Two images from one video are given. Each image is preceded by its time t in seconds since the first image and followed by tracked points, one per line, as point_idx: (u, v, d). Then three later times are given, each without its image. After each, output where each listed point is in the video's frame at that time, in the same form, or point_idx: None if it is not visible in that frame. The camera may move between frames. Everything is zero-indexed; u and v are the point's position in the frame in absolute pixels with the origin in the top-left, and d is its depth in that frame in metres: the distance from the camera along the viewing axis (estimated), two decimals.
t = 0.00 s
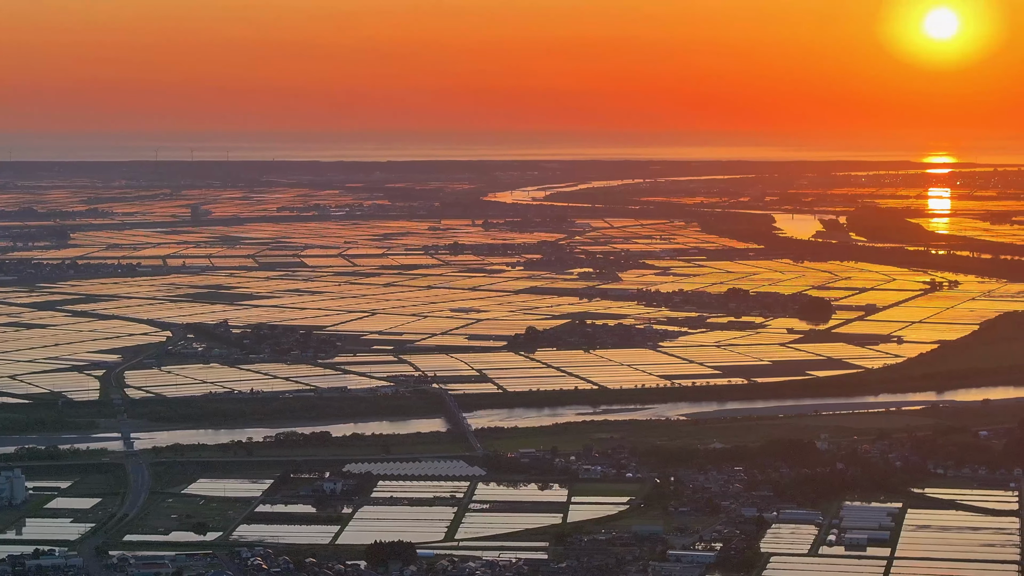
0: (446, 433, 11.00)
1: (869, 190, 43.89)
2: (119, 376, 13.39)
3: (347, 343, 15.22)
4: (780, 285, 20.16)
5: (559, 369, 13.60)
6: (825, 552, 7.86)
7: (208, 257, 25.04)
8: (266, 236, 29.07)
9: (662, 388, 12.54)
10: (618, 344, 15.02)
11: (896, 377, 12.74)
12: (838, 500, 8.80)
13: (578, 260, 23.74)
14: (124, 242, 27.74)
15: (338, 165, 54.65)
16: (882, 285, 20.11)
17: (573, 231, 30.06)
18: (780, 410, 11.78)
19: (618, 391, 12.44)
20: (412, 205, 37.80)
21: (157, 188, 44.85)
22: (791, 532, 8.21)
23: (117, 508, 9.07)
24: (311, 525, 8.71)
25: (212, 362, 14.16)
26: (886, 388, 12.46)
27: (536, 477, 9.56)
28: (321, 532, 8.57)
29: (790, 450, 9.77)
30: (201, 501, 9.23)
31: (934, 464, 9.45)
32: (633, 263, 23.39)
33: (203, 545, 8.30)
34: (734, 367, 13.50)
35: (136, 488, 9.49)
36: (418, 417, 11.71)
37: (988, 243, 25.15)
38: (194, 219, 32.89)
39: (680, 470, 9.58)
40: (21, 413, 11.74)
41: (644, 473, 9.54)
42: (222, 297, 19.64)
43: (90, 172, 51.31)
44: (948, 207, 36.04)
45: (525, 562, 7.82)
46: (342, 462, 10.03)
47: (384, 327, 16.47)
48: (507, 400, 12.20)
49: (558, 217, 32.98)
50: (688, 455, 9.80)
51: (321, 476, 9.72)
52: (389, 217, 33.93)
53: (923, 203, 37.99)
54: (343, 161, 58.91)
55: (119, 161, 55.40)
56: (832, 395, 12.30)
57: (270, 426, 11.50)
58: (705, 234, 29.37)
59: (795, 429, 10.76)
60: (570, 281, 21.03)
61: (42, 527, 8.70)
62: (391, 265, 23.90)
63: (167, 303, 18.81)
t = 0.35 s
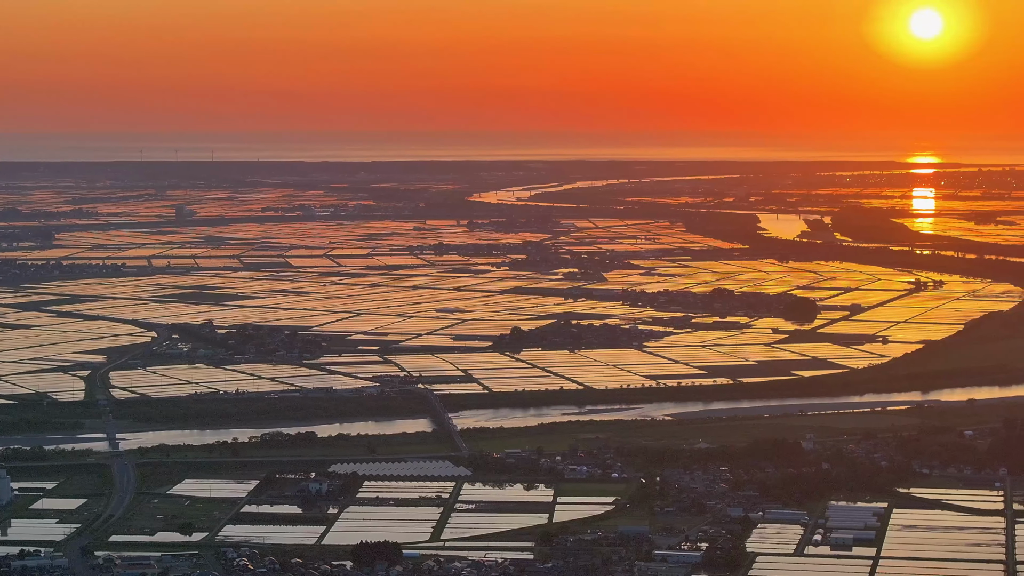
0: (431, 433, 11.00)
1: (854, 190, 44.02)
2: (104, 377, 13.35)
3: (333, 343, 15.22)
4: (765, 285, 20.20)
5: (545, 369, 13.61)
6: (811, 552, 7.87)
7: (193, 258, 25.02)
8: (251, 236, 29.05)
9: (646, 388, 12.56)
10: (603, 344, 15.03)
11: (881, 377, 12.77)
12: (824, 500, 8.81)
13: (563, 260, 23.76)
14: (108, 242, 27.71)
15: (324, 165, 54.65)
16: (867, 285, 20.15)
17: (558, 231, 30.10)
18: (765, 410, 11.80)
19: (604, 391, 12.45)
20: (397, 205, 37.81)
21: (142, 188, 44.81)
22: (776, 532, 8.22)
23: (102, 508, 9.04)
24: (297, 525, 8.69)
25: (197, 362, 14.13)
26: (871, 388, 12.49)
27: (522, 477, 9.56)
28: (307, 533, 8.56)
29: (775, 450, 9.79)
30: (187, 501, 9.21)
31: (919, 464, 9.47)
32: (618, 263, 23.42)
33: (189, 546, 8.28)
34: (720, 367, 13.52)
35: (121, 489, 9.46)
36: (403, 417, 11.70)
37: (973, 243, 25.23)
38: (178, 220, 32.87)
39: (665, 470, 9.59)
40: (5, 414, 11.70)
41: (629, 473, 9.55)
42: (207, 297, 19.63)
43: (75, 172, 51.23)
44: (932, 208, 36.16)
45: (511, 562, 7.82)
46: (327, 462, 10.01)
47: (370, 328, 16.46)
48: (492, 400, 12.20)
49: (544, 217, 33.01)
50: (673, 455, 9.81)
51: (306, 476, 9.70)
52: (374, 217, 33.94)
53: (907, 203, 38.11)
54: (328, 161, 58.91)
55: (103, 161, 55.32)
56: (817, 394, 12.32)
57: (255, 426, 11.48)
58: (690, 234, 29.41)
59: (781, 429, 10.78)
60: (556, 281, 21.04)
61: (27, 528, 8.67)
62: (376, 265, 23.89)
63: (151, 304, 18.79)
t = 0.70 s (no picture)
0: (416, 433, 10.99)
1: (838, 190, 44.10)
2: (89, 377, 13.29)
3: (317, 343, 15.20)
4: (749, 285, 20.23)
5: (530, 369, 13.60)
6: (796, 552, 7.88)
7: (178, 258, 24.98)
8: (236, 236, 29.02)
9: (631, 388, 12.57)
10: (588, 344, 15.04)
11: (866, 377, 12.80)
12: (809, 499, 8.83)
13: (548, 260, 23.76)
14: (93, 242, 27.66)
15: (309, 165, 54.64)
16: (851, 285, 20.19)
17: (543, 231, 30.12)
18: (750, 409, 11.82)
19: (589, 392, 12.45)
20: (382, 205, 37.81)
21: (126, 188, 44.75)
22: (762, 532, 8.23)
23: (87, 509, 9.00)
24: (282, 526, 8.67)
25: (182, 362, 14.09)
26: (855, 387, 12.51)
27: (507, 477, 9.55)
28: (292, 533, 8.54)
29: (761, 450, 9.80)
30: (171, 502, 9.18)
31: (904, 463, 9.49)
32: (603, 263, 23.44)
33: (174, 546, 8.25)
34: (705, 367, 13.53)
35: (106, 489, 9.42)
36: (388, 417, 11.68)
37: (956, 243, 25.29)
38: (163, 220, 32.82)
39: (651, 470, 9.60)
40: None
41: (615, 473, 9.55)
42: (192, 297, 19.60)
43: (59, 172, 51.13)
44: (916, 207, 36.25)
45: (496, 562, 7.82)
46: (312, 463, 9.99)
47: (354, 328, 16.45)
48: (477, 400, 12.19)
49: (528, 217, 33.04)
50: (658, 455, 9.82)
51: (291, 477, 9.67)
52: (359, 218, 33.93)
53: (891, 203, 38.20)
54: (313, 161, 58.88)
55: (87, 161, 55.23)
56: (802, 394, 12.34)
57: (240, 426, 11.46)
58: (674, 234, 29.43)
59: (766, 429, 10.79)
60: (541, 281, 21.03)
61: (11, 529, 8.63)
62: (360, 265, 23.85)
63: (136, 304, 18.75)
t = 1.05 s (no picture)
0: (401, 433, 10.98)
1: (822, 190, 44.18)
2: (73, 378, 13.22)
3: (302, 343, 15.17)
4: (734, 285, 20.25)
5: (514, 370, 13.60)
6: (781, 552, 7.90)
7: (162, 258, 24.93)
8: (220, 236, 28.97)
9: (616, 388, 12.58)
10: (573, 344, 15.04)
11: (850, 377, 12.82)
12: (794, 499, 8.84)
13: (532, 260, 23.75)
14: (76, 242, 27.59)
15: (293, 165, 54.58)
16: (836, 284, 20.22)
17: (527, 231, 30.12)
18: (735, 409, 11.83)
19: (574, 392, 12.45)
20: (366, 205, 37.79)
21: (110, 188, 44.64)
22: (747, 532, 8.24)
23: (72, 510, 8.97)
24: (267, 526, 8.65)
25: (166, 363, 14.04)
26: (839, 387, 12.54)
27: (492, 478, 9.54)
28: (277, 533, 8.52)
29: (745, 450, 9.81)
30: (156, 502, 9.15)
31: (889, 463, 9.51)
32: (587, 263, 23.45)
33: (159, 547, 8.22)
34: (689, 368, 13.54)
35: (91, 490, 9.38)
36: (373, 417, 11.67)
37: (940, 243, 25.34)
38: (147, 220, 32.76)
39: (636, 470, 9.60)
40: None
41: (600, 473, 9.55)
42: (176, 297, 19.56)
43: (42, 172, 51.00)
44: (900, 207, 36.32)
45: (482, 562, 7.81)
46: (297, 463, 9.96)
47: (339, 328, 16.43)
48: (462, 400, 12.18)
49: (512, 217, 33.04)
50: (643, 455, 9.82)
51: (276, 477, 9.65)
52: (343, 218, 33.90)
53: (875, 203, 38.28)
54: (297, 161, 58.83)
55: (71, 161, 55.10)
56: (786, 394, 12.36)
57: (225, 426, 11.43)
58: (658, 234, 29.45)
59: (751, 429, 10.80)
60: (525, 282, 21.02)
61: None
62: (344, 266, 23.81)
63: (120, 304, 18.71)
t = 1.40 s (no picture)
0: (386, 433, 10.97)
1: (806, 190, 44.26)
2: (57, 379, 13.16)
3: (286, 344, 15.15)
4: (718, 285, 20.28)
5: (499, 370, 13.60)
6: (766, 551, 7.91)
7: (146, 258, 24.86)
8: (204, 237, 28.91)
9: (601, 388, 12.58)
10: (558, 344, 15.04)
11: (835, 377, 12.85)
12: (778, 499, 8.86)
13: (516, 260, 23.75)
14: (60, 243, 27.51)
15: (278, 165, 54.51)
16: (820, 285, 20.26)
17: (511, 231, 30.13)
18: (720, 409, 11.84)
19: (558, 392, 12.46)
20: (350, 205, 37.76)
21: (93, 189, 44.53)
22: (731, 532, 8.25)
23: (56, 511, 8.93)
24: (252, 527, 8.63)
25: (150, 364, 13.99)
26: (824, 387, 12.56)
27: (477, 478, 9.54)
28: (262, 533, 8.51)
29: (730, 450, 9.82)
30: (141, 502, 9.12)
31: (873, 463, 9.54)
32: (572, 263, 23.46)
33: (143, 548, 8.20)
34: (673, 367, 13.55)
35: (76, 491, 9.35)
36: (358, 417, 11.65)
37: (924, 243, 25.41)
38: (130, 220, 32.69)
39: (621, 470, 9.61)
40: None
41: (585, 473, 9.55)
42: (160, 297, 19.52)
43: (25, 172, 50.84)
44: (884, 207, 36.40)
45: (467, 562, 7.81)
46: (282, 464, 9.94)
47: (323, 328, 16.41)
48: (447, 400, 12.17)
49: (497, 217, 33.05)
50: (628, 455, 9.83)
51: (261, 478, 9.64)
52: (328, 218, 33.86)
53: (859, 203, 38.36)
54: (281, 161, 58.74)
55: (54, 162, 54.94)
56: (771, 394, 12.38)
57: (209, 427, 11.39)
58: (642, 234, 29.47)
59: (736, 429, 10.81)
60: (509, 282, 21.02)
61: None
62: (328, 266, 23.79)
63: (103, 305, 18.66)
